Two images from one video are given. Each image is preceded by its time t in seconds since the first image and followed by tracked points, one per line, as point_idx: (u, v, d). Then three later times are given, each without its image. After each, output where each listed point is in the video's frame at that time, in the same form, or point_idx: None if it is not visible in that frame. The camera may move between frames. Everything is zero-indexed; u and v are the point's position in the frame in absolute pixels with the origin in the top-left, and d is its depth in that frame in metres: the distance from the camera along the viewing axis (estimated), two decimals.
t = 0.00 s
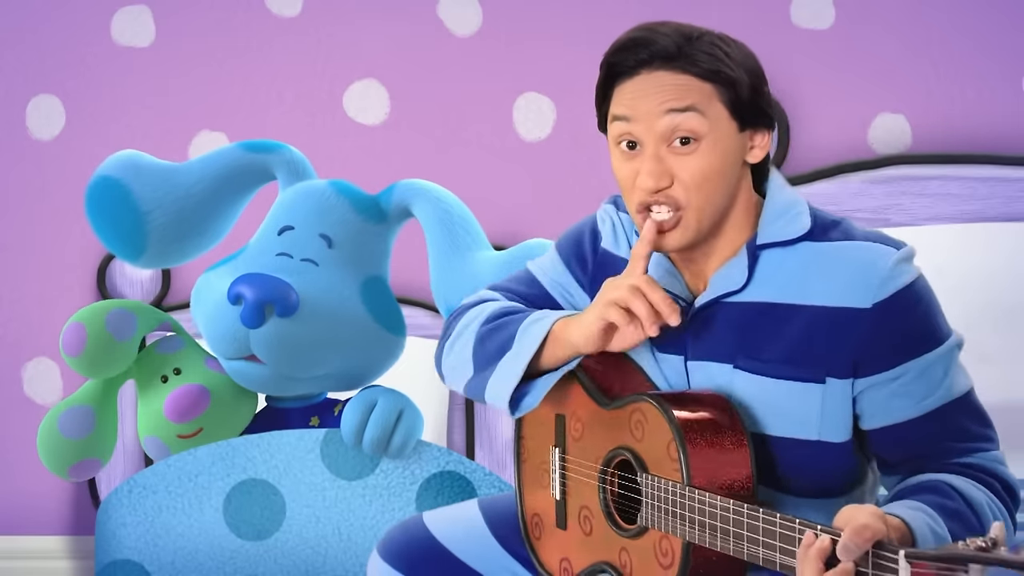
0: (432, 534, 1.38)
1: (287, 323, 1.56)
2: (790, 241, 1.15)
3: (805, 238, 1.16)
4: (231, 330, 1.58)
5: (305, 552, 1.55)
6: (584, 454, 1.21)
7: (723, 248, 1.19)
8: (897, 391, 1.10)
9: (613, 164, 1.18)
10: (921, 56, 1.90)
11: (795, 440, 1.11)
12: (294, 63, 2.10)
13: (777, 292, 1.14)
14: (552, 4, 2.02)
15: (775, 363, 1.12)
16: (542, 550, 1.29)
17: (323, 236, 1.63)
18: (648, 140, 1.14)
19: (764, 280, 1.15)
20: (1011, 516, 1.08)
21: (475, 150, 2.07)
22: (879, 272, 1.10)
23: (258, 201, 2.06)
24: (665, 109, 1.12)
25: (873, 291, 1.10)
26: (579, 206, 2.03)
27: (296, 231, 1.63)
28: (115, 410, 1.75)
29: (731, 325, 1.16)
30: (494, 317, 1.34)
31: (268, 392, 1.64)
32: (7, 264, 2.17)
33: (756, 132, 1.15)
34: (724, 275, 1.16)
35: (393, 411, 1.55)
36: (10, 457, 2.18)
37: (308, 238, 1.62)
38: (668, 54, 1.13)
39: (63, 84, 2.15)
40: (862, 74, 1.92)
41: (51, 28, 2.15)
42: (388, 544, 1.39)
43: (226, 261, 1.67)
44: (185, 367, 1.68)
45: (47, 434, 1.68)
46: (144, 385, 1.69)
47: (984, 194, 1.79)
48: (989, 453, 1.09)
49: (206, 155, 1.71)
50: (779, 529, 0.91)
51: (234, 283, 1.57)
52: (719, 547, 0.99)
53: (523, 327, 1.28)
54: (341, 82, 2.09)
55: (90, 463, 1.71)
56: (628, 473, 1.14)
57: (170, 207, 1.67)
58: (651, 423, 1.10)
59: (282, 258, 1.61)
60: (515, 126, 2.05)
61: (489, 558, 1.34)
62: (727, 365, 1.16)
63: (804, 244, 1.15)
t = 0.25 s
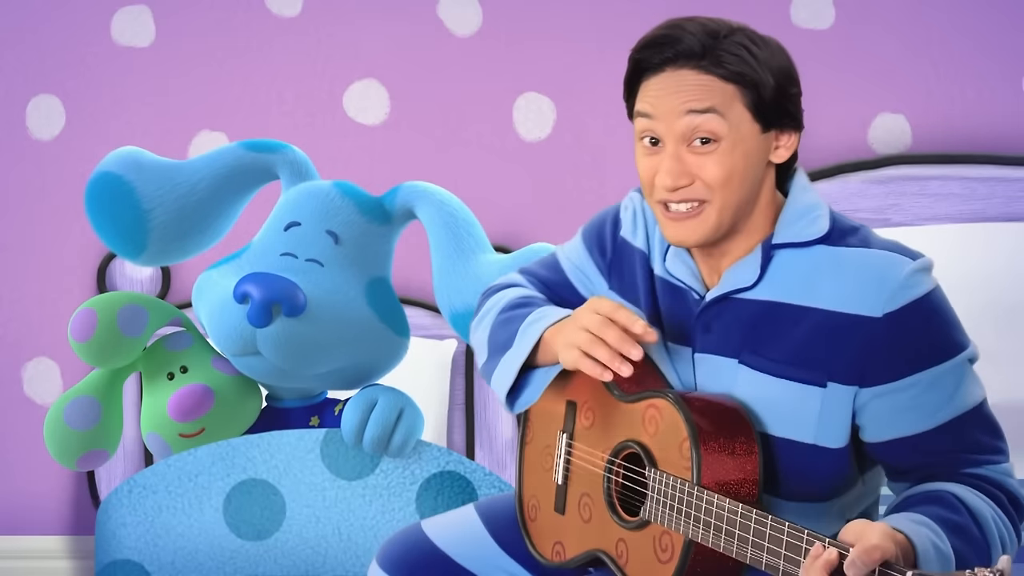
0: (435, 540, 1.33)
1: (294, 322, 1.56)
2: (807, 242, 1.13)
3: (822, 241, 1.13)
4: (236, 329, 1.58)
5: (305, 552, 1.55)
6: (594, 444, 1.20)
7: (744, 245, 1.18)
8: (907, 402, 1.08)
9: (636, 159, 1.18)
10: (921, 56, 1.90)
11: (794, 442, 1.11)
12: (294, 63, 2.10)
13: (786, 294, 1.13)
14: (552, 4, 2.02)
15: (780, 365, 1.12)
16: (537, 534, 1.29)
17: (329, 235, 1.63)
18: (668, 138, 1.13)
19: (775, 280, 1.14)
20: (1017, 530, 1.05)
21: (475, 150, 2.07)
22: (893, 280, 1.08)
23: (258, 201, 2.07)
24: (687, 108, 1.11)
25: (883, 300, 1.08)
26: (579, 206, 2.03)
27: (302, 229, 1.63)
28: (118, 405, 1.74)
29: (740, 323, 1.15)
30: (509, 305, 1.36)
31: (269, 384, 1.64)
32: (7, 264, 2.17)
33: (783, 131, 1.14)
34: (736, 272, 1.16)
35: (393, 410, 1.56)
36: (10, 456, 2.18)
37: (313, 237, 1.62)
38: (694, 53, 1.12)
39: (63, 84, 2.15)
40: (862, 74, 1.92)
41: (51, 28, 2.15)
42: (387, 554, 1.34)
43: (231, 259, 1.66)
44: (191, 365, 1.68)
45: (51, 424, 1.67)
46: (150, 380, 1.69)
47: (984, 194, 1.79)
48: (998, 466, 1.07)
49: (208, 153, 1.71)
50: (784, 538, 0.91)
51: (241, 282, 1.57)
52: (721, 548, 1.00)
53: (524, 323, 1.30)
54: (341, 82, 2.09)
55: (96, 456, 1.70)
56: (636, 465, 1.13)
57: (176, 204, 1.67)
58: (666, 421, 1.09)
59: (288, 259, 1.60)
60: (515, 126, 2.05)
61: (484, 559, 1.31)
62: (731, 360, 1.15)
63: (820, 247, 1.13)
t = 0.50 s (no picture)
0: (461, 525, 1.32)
1: (292, 318, 1.56)
2: (851, 229, 1.16)
3: (866, 228, 1.16)
4: (234, 324, 1.58)
5: (305, 552, 1.55)
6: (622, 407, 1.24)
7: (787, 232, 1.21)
8: (938, 388, 1.10)
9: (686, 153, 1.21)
10: (921, 56, 1.90)
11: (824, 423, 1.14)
12: (294, 63, 2.10)
13: (826, 277, 1.16)
14: (552, 4, 2.02)
15: (815, 346, 1.15)
16: (559, 510, 1.29)
17: (329, 233, 1.63)
18: (714, 134, 1.16)
19: (815, 263, 1.17)
20: None
21: (475, 150, 2.07)
22: (930, 270, 1.10)
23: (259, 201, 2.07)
24: (731, 105, 1.14)
25: (919, 285, 1.10)
26: (579, 206, 2.03)
27: (302, 227, 1.64)
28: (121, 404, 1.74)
29: (778, 304, 1.19)
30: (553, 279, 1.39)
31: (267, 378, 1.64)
32: (7, 264, 2.17)
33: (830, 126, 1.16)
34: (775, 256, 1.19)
35: (393, 410, 1.57)
36: (10, 456, 2.18)
37: (314, 236, 1.63)
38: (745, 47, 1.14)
39: (63, 84, 2.15)
40: (863, 74, 1.92)
41: (51, 28, 2.15)
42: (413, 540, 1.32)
43: (232, 255, 1.67)
44: (194, 364, 1.68)
45: (57, 422, 1.68)
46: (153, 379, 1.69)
47: (984, 194, 1.78)
48: None
49: (213, 154, 1.71)
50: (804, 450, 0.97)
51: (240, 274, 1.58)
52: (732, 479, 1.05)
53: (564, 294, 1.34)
54: (341, 82, 2.09)
55: (103, 452, 1.70)
56: (657, 420, 1.18)
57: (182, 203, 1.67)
58: (691, 369, 1.15)
59: (286, 257, 1.60)
60: (515, 126, 2.05)
61: (516, 546, 1.30)
62: (767, 341, 1.19)
63: (862, 234, 1.16)
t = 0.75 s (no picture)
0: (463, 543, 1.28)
1: (279, 313, 1.55)
2: (867, 240, 1.08)
3: (882, 244, 1.08)
4: (224, 318, 1.58)
5: (305, 552, 1.55)
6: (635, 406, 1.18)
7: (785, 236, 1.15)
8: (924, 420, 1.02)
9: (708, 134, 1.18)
10: (921, 56, 1.90)
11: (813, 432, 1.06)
12: (294, 63, 2.10)
13: (835, 282, 1.08)
14: (552, 4, 2.02)
15: (808, 352, 1.07)
16: (562, 510, 1.26)
17: (326, 231, 1.64)
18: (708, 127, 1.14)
19: (827, 266, 1.09)
20: None
21: (475, 150, 2.07)
22: (936, 298, 1.03)
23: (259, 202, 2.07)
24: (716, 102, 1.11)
25: (923, 313, 1.03)
26: (579, 206, 2.03)
27: (300, 225, 1.64)
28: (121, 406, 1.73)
29: (786, 302, 1.10)
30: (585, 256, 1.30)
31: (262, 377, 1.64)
32: (7, 264, 2.17)
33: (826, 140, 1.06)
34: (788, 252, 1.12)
35: (393, 410, 1.57)
36: (10, 456, 2.18)
37: (311, 234, 1.63)
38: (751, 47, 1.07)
39: (63, 84, 2.15)
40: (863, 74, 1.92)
41: (51, 28, 2.14)
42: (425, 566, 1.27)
43: (230, 253, 1.67)
44: (194, 361, 1.69)
45: (60, 424, 1.67)
46: (153, 379, 1.69)
47: (984, 194, 1.79)
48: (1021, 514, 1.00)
49: (221, 155, 1.71)
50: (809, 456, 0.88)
51: (230, 270, 1.58)
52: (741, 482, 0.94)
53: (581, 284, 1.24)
54: (341, 82, 2.09)
55: (106, 451, 1.70)
56: (671, 424, 1.10)
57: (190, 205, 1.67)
58: (708, 374, 1.08)
59: (280, 254, 1.60)
60: (515, 126, 2.05)
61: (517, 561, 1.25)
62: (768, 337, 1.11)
63: (877, 249, 1.08)
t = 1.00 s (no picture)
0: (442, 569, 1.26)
1: (279, 311, 1.55)
2: (897, 246, 1.06)
3: (914, 245, 1.07)
4: (224, 316, 1.58)
5: (305, 552, 1.55)
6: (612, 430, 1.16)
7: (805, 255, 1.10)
8: (972, 417, 1.04)
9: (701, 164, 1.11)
10: (920, 56, 1.90)
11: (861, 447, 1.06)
12: (293, 63, 2.10)
13: (880, 293, 1.06)
14: (552, 4, 2.02)
15: (853, 367, 1.06)
16: (540, 521, 1.25)
17: (327, 231, 1.64)
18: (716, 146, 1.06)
19: (866, 281, 1.06)
20: None
21: (475, 150, 2.07)
22: (987, 294, 1.03)
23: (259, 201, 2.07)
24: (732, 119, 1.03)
25: (974, 314, 1.03)
26: (579, 206, 2.04)
27: (301, 224, 1.64)
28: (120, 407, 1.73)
29: (819, 321, 1.08)
30: (533, 327, 1.23)
31: (263, 376, 1.63)
32: (7, 264, 2.17)
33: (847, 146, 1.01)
34: (825, 272, 1.08)
35: (393, 410, 1.57)
36: (10, 456, 2.18)
37: (312, 233, 1.63)
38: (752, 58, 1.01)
39: (63, 84, 2.15)
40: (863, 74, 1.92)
41: (51, 28, 2.14)
42: None
43: (230, 253, 1.67)
44: (192, 357, 1.69)
45: (60, 421, 1.67)
46: (151, 375, 1.70)
47: (984, 194, 1.79)
48: None
49: (223, 156, 1.71)
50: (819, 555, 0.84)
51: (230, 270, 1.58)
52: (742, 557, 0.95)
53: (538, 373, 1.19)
54: (341, 82, 2.09)
55: (108, 447, 1.70)
56: (657, 466, 1.08)
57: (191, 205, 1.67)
58: (694, 423, 1.04)
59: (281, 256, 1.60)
60: (515, 126, 2.05)
61: None
62: (802, 362, 1.09)
63: (910, 251, 1.07)
